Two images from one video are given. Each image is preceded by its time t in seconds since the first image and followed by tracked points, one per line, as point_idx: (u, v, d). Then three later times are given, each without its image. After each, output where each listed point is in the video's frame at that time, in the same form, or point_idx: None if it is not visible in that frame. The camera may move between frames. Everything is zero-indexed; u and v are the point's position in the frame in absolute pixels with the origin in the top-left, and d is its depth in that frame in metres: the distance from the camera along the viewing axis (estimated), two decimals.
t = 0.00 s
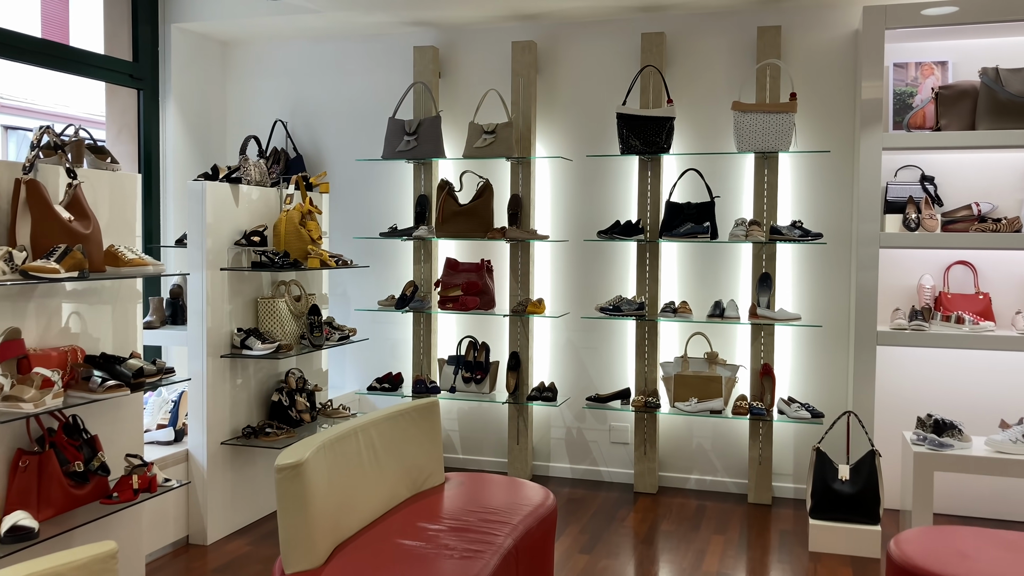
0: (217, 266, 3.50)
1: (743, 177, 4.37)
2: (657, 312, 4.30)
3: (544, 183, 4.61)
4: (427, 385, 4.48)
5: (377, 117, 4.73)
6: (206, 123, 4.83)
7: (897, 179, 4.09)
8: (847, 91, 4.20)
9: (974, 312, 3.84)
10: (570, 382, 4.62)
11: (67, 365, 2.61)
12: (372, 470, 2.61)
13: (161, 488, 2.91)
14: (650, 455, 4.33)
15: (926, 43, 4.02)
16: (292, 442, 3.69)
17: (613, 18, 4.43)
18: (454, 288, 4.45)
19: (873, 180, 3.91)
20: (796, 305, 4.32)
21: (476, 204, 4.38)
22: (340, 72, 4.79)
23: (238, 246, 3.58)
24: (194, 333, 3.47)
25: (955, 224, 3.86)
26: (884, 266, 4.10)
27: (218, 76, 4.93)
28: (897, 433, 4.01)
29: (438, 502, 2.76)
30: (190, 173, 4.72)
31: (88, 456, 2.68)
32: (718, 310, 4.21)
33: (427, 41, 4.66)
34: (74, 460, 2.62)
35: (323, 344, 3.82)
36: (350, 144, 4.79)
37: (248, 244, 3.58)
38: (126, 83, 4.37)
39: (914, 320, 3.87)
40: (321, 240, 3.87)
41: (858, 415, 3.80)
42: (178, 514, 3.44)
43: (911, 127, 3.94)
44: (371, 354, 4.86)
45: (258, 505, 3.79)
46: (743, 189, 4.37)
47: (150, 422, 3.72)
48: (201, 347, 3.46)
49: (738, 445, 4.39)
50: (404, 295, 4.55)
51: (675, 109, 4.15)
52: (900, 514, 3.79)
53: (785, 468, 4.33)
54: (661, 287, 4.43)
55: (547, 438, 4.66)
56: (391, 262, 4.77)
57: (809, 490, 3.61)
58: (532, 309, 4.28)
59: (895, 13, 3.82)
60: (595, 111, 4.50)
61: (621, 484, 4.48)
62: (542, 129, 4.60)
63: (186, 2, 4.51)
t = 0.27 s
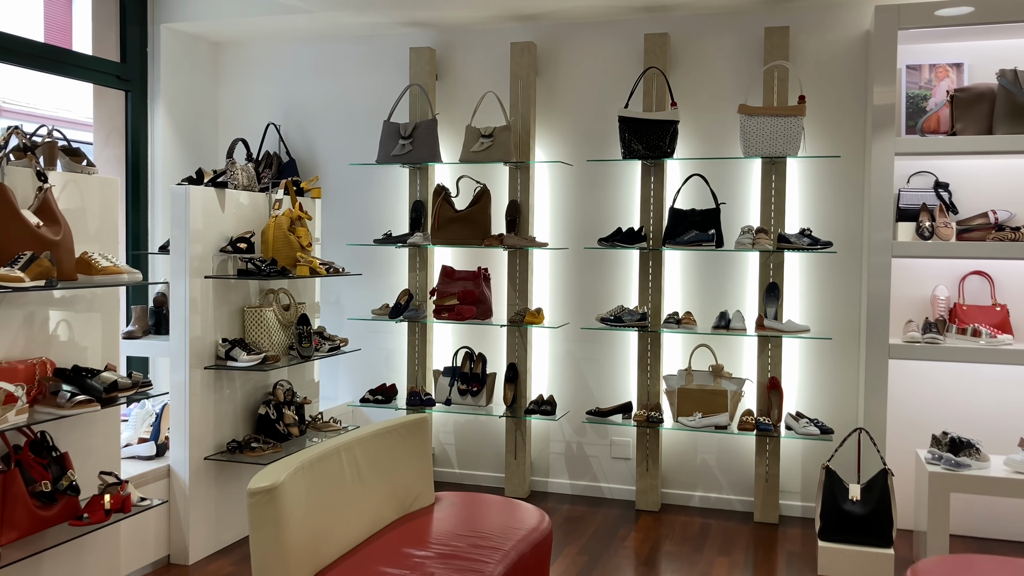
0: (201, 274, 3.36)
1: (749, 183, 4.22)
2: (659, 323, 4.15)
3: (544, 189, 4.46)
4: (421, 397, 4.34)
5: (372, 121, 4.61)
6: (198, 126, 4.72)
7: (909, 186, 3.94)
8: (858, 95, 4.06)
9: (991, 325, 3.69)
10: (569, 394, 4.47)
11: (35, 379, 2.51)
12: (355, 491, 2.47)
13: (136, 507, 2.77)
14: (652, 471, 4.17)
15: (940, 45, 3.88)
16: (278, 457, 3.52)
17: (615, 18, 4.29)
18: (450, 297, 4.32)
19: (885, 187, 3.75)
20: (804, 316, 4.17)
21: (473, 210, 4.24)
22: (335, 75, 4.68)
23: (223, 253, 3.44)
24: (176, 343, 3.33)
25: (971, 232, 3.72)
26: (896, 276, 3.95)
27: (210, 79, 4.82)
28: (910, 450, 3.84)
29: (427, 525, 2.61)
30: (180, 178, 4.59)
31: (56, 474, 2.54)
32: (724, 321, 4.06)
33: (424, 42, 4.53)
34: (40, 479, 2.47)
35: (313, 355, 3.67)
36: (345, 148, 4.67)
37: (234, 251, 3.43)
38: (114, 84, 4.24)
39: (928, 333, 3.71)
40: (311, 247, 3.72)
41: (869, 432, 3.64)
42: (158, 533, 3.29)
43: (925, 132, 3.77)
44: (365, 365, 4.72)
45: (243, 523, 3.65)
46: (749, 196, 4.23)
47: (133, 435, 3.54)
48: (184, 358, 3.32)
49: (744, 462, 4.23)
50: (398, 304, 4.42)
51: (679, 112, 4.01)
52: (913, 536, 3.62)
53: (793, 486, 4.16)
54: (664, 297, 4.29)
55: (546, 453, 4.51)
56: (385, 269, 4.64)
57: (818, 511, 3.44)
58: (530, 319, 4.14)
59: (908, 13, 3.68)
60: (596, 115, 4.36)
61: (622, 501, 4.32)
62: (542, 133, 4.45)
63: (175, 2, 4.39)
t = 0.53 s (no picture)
0: (187, 278, 3.23)
1: (758, 185, 4.09)
2: (664, 329, 4.02)
3: (545, 191, 4.33)
4: (418, 405, 4.21)
5: (369, 121, 4.50)
6: (191, 125, 4.61)
7: (924, 187, 3.80)
8: (870, 93, 3.92)
9: (1009, 332, 3.54)
10: (571, 402, 4.33)
11: (5, 388, 2.40)
12: (340, 508, 2.34)
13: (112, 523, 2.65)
14: (657, 483, 4.03)
15: (956, 41, 3.74)
16: (268, 468, 3.39)
17: (618, 15, 4.16)
18: (448, 302, 4.19)
19: (899, 188, 3.61)
20: (814, 323, 4.03)
21: (471, 212, 4.11)
22: (330, 73, 4.57)
23: (210, 256, 3.32)
24: (161, 350, 3.21)
25: (988, 235, 3.55)
26: (910, 281, 3.80)
27: (204, 77, 4.71)
28: (925, 462, 3.69)
29: (418, 543, 2.47)
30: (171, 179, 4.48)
31: (27, 489, 2.41)
32: (731, 328, 3.93)
33: (422, 39, 4.41)
34: (9, 495, 2.34)
35: (304, 362, 3.54)
36: (341, 148, 4.55)
37: (222, 253, 3.31)
38: (102, 82, 4.11)
39: (943, 340, 3.56)
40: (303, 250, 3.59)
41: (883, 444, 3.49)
42: (141, 547, 3.17)
43: (941, 131, 3.62)
44: (361, 371, 4.60)
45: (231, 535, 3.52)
46: (757, 198, 4.09)
47: (117, 445, 3.40)
48: (169, 365, 3.20)
49: (751, 473, 4.09)
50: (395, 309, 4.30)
51: (684, 111, 3.88)
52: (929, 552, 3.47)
53: (803, 498, 4.02)
54: (669, 303, 4.15)
55: (547, 462, 4.37)
56: (382, 273, 4.52)
57: (829, 526, 3.28)
58: (530, 326, 4.00)
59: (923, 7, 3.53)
60: (598, 114, 4.23)
61: (625, 513, 4.18)
62: (543, 133, 4.33)
63: None
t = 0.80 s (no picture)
0: (176, 277, 3.12)
1: (768, 180, 3.96)
2: (671, 328, 3.89)
3: (548, 186, 4.21)
4: (418, 407, 4.09)
5: (367, 115, 4.39)
6: (185, 121, 4.50)
7: (941, 181, 3.66)
8: (885, 82, 3.78)
9: None
10: (575, 403, 4.21)
11: None
12: (331, 518, 2.23)
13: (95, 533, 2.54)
14: (664, 487, 3.90)
15: (973, 29, 3.60)
16: (261, 473, 3.28)
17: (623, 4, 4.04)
18: (448, 300, 4.07)
19: (916, 181, 3.47)
20: (826, 322, 3.90)
21: (472, 208, 3.99)
22: (328, 67, 4.46)
23: (201, 254, 3.20)
24: (149, 351, 3.10)
25: (1008, 230, 3.40)
26: (926, 278, 3.66)
27: (198, 72, 4.61)
28: (943, 466, 3.56)
29: (415, 554, 2.35)
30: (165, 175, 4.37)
31: (3, 498, 2.28)
32: (740, 327, 3.80)
33: (421, 30, 4.30)
34: None
35: (298, 363, 3.42)
36: (338, 143, 4.44)
37: (213, 251, 3.18)
38: (93, 76, 4.02)
39: (962, 340, 3.42)
40: (297, 248, 3.48)
41: (900, 447, 3.35)
42: (130, 554, 3.06)
43: (959, 123, 3.47)
44: (360, 372, 4.49)
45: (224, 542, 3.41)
46: (767, 193, 3.97)
47: (105, 449, 3.28)
48: (157, 367, 3.08)
49: (761, 476, 3.96)
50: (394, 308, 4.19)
51: (691, 103, 3.76)
52: (948, 560, 3.33)
53: (815, 503, 3.89)
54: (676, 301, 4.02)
55: (550, 466, 4.25)
56: (381, 271, 4.40)
57: (844, 533, 3.15)
58: (533, 325, 3.87)
59: None
60: (603, 107, 4.10)
61: (631, 518, 4.05)
62: (545, 127, 4.20)
63: None
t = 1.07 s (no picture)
0: (161, 281, 2.99)
1: (777, 177, 3.83)
2: (678, 330, 3.75)
3: (549, 184, 4.07)
4: (416, 414, 3.96)
5: (362, 112, 4.28)
6: (175, 120, 4.38)
7: (958, 176, 3.52)
8: (898, 74, 3.64)
9: None
10: (578, 409, 4.08)
11: None
12: (320, 538, 2.10)
13: (72, 553, 2.40)
14: (671, 496, 3.77)
15: (991, 17, 3.45)
16: (252, 485, 3.16)
17: None
18: (447, 303, 3.94)
19: (933, 177, 3.32)
20: (838, 323, 3.76)
21: (470, 207, 3.86)
22: (322, 63, 4.35)
23: (188, 258, 3.07)
24: (134, 360, 2.97)
25: None
26: (944, 277, 3.52)
27: (189, 69, 4.49)
28: (962, 473, 3.41)
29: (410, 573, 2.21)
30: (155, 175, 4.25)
31: None
32: (750, 329, 3.66)
33: (417, 25, 4.17)
34: None
35: (291, 370, 3.30)
36: (333, 142, 4.33)
37: (200, 254, 3.06)
38: (79, 74, 3.89)
39: (982, 342, 3.28)
40: (288, 250, 3.33)
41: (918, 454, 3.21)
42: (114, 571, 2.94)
43: (977, 115, 3.32)
44: (357, 378, 4.37)
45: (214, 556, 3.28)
46: (776, 190, 3.83)
47: (91, 461, 3.14)
48: (142, 375, 2.96)
49: (772, 484, 3.82)
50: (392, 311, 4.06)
51: (697, 96, 3.63)
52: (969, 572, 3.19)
53: (828, 511, 3.75)
54: (682, 303, 3.89)
55: (553, 473, 4.11)
56: (378, 273, 4.28)
57: (860, 546, 3.01)
58: (534, 328, 3.74)
59: None
60: (605, 101, 3.97)
61: (637, 528, 3.92)
62: (546, 123, 4.07)
63: None
